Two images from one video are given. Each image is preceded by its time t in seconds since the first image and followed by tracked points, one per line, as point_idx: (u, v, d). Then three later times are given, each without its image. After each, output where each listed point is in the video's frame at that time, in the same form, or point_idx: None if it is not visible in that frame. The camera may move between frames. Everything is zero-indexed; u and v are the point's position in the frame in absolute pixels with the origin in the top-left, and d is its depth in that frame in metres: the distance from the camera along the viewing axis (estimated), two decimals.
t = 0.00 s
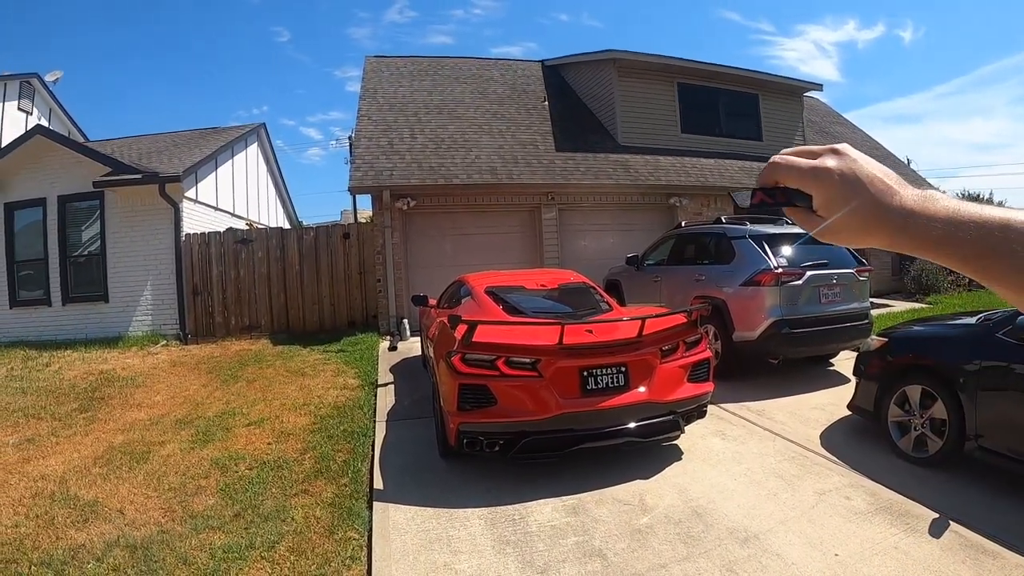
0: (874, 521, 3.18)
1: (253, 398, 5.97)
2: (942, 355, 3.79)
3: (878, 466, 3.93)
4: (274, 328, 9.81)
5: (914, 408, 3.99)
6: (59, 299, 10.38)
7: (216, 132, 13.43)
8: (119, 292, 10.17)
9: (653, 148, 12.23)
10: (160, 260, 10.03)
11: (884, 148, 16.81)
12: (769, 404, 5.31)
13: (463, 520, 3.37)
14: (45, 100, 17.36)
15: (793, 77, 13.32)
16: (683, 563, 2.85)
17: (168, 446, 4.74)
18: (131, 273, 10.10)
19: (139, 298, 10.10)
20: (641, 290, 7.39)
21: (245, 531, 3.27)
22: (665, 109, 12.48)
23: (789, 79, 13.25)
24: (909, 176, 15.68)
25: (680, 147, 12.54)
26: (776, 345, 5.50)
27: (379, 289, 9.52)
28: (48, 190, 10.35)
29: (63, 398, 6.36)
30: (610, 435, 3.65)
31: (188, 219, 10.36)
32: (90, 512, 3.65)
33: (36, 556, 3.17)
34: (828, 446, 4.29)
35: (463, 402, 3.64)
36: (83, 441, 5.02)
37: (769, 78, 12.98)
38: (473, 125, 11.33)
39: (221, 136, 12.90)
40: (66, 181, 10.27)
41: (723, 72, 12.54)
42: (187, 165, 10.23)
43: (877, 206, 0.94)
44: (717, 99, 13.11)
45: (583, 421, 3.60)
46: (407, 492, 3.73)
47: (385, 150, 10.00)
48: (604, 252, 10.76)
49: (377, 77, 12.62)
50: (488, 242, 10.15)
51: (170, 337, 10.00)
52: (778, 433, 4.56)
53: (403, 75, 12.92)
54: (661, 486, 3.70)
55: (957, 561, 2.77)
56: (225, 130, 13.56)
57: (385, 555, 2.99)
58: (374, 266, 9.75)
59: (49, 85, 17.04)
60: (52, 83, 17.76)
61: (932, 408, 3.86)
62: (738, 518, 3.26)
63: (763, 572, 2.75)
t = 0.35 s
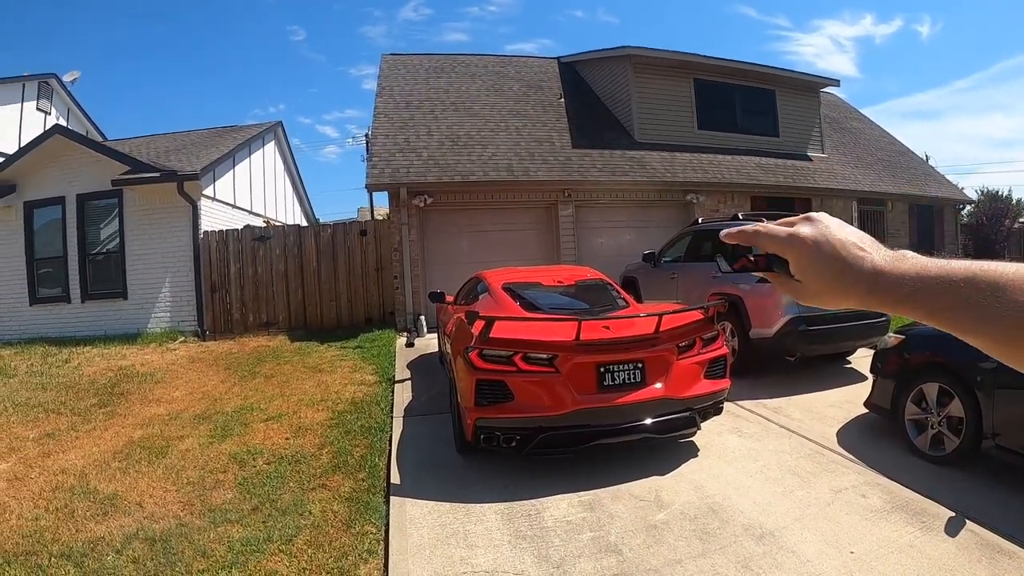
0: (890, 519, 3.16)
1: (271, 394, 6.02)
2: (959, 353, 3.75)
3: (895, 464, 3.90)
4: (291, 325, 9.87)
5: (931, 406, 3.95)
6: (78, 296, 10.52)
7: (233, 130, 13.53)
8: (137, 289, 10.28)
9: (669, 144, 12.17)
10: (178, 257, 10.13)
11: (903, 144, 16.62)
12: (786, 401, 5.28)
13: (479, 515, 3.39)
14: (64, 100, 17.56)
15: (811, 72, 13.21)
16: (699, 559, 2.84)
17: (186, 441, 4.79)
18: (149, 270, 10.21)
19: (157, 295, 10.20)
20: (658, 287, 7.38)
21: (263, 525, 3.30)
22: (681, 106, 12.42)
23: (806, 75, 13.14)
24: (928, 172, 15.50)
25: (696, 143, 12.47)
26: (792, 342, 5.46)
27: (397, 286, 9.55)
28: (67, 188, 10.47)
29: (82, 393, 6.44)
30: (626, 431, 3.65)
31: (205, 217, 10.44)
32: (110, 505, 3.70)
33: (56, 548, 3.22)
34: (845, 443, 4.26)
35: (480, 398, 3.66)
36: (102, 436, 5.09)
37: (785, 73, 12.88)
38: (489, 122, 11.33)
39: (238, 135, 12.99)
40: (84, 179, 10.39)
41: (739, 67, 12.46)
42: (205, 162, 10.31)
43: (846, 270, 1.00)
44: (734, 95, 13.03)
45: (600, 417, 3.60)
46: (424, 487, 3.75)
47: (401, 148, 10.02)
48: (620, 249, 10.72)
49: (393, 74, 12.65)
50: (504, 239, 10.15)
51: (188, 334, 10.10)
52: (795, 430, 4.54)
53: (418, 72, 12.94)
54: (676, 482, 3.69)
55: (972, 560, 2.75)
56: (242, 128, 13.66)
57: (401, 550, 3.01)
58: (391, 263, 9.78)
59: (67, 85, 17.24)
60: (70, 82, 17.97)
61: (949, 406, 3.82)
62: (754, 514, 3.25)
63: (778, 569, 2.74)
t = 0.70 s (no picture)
0: (894, 517, 3.16)
1: (275, 390, 6.04)
2: (965, 351, 3.77)
3: (900, 461, 3.89)
4: (296, 321, 9.88)
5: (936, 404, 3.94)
6: (83, 292, 10.55)
7: (237, 127, 13.55)
8: (142, 286, 10.32)
9: (674, 141, 12.15)
10: (183, 253, 10.15)
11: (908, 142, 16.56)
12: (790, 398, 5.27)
13: (484, 511, 3.39)
14: (68, 98, 17.62)
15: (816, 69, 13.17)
16: (703, 555, 2.84)
17: (191, 437, 4.81)
18: (154, 267, 10.24)
19: (162, 292, 10.24)
20: (662, 284, 7.37)
21: (267, 520, 3.31)
22: (686, 102, 12.40)
23: (811, 72, 13.10)
24: (934, 169, 15.44)
25: (700, 140, 12.45)
26: (797, 339, 5.45)
27: (401, 282, 9.56)
28: (72, 185, 10.51)
29: (88, 389, 6.46)
30: (631, 427, 3.65)
31: (210, 213, 10.45)
32: (115, 500, 3.72)
33: (61, 543, 3.23)
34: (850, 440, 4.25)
35: (485, 393, 3.66)
36: (107, 431, 5.11)
37: (791, 70, 12.84)
38: (494, 118, 11.32)
39: (243, 131, 13.01)
40: (88, 176, 10.42)
41: (744, 64, 12.43)
42: (210, 159, 10.33)
43: (832, 417, 1.03)
44: (739, 92, 13.00)
45: (605, 413, 3.60)
46: (429, 483, 3.76)
47: (406, 144, 10.03)
48: (624, 246, 10.71)
49: (397, 71, 12.64)
50: (509, 235, 10.15)
51: (193, 330, 10.13)
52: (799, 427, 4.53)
53: (423, 69, 12.93)
54: (681, 479, 3.69)
55: (976, 559, 2.74)
56: (246, 125, 13.68)
57: (405, 545, 3.01)
58: (395, 259, 9.78)
59: (72, 83, 17.30)
60: (74, 79, 18.02)
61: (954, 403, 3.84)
62: (758, 511, 3.25)
63: (782, 566, 2.74)
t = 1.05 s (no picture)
0: (892, 513, 3.17)
1: (273, 389, 6.03)
2: (962, 347, 3.79)
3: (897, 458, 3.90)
4: (293, 320, 9.87)
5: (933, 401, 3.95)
6: (79, 293, 10.53)
7: (234, 126, 13.52)
8: (139, 286, 10.30)
9: (671, 139, 12.15)
10: (179, 253, 10.14)
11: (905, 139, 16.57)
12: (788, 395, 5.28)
13: (482, 509, 3.39)
14: (63, 98, 17.56)
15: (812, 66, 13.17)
16: (701, 552, 2.85)
17: (188, 436, 4.80)
18: (151, 266, 10.23)
19: (159, 292, 10.22)
20: (660, 281, 7.37)
21: (264, 520, 3.31)
22: (683, 100, 12.41)
23: (808, 69, 13.10)
24: (930, 166, 15.47)
25: (697, 138, 12.45)
26: (794, 336, 5.46)
27: (398, 281, 9.56)
28: (68, 186, 10.48)
29: (85, 389, 6.45)
30: (628, 424, 3.65)
31: (207, 212, 10.43)
32: (112, 501, 3.71)
33: (58, 544, 3.23)
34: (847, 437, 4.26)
35: (482, 391, 3.66)
36: (104, 432, 5.10)
37: (788, 68, 12.84)
38: (490, 116, 11.31)
39: (239, 130, 12.98)
40: (85, 176, 10.39)
41: (741, 62, 12.43)
42: (207, 158, 10.31)
43: (836, 419, 1.03)
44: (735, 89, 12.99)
45: (602, 410, 3.60)
46: (426, 481, 3.76)
47: (403, 142, 10.02)
48: (621, 243, 10.72)
49: (394, 70, 12.62)
50: (506, 233, 10.15)
51: (190, 330, 10.12)
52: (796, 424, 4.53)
53: (420, 67, 12.91)
54: (679, 477, 3.69)
55: (974, 555, 2.74)
56: (243, 124, 13.65)
57: (403, 544, 3.01)
58: (392, 257, 9.77)
59: (68, 82, 17.26)
60: (69, 79, 17.97)
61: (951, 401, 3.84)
62: (756, 509, 3.25)
63: (780, 563, 2.74)
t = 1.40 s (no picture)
0: (886, 513, 3.17)
1: (266, 388, 6.02)
2: (956, 347, 3.80)
3: (890, 457, 3.91)
4: (287, 319, 9.85)
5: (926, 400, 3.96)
6: (73, 292, 10.49)
7: (228, 125, 13.49)
8: (132, 285, 10.27)
9: (666, 139, 12.17)
10: (173, 252, 10.11)
11: (899, 139, 16.63)
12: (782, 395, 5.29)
13: (476, 509, 3.39)
14: (56, 96, 17.49)
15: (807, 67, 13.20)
16: (695, 552, 2.85)
17: (182, 436, 4.79)
18: (145, 265, 10.19)
19: (153, 290, 10.19)
20: (654, 281, 7.38)
21: (258, 520, 3.30)
22: (678, 101, 12.43)
23: (803, 69, 13.13)
24: (924, 167, 15.53)
25: (692, 138, 12.47)
26: (789, 336, 5.48)
27: (392, 280, 9.54)
28: (62, 184, 10.44)
29: (77, 389, 6.43)
30: (622, 424, 3.65)
31: (200, 211, 10.40)
32: (105, 501, 3.69)
33: (51, 544, 3.21)
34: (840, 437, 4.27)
35: (476, 391, 3.66)
36: (97, 431, 5.08)
37: (782, 68, 12.87)
38: (485, 115, 11.32)
39: (234, 129, 12.95)
40: (79, 174, 10.35)
41: (736, 62, 12.45)
42: (201, 157, 10.29)
43: (838, 411, 1.03)
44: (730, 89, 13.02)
45: (596, 410, 3.60)
46: (420, 481, 3.75)
47: (397, 141, 10.01)
48: (616, 243, 10.73)
49: (389, 68, 12.61)
50: (500, 233, 10.14)
51: (183, 329, 10.09)
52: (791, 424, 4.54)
53: (415, 66, 12.90)
54: (672, 476, 3.70)
55: (967, 554, 2.75)
56: (237, 122, 13.61)
57: (397, 544, 3.01)
58: (386, 256, 9.77)
59: (62, 81, 17.19)
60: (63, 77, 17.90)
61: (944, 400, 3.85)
62: (750, 508, 3.25)
63: (775, 563, 2.75)
